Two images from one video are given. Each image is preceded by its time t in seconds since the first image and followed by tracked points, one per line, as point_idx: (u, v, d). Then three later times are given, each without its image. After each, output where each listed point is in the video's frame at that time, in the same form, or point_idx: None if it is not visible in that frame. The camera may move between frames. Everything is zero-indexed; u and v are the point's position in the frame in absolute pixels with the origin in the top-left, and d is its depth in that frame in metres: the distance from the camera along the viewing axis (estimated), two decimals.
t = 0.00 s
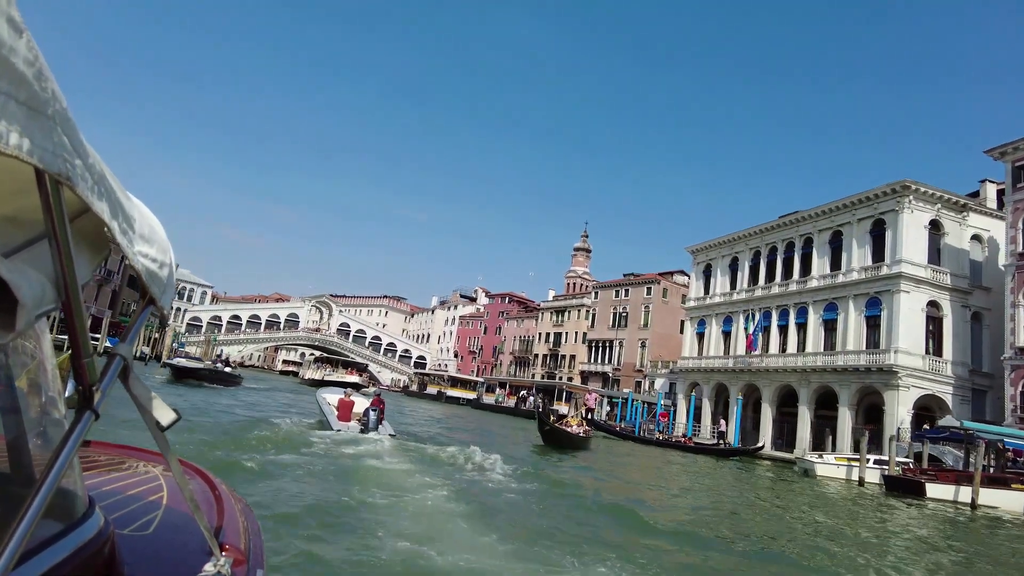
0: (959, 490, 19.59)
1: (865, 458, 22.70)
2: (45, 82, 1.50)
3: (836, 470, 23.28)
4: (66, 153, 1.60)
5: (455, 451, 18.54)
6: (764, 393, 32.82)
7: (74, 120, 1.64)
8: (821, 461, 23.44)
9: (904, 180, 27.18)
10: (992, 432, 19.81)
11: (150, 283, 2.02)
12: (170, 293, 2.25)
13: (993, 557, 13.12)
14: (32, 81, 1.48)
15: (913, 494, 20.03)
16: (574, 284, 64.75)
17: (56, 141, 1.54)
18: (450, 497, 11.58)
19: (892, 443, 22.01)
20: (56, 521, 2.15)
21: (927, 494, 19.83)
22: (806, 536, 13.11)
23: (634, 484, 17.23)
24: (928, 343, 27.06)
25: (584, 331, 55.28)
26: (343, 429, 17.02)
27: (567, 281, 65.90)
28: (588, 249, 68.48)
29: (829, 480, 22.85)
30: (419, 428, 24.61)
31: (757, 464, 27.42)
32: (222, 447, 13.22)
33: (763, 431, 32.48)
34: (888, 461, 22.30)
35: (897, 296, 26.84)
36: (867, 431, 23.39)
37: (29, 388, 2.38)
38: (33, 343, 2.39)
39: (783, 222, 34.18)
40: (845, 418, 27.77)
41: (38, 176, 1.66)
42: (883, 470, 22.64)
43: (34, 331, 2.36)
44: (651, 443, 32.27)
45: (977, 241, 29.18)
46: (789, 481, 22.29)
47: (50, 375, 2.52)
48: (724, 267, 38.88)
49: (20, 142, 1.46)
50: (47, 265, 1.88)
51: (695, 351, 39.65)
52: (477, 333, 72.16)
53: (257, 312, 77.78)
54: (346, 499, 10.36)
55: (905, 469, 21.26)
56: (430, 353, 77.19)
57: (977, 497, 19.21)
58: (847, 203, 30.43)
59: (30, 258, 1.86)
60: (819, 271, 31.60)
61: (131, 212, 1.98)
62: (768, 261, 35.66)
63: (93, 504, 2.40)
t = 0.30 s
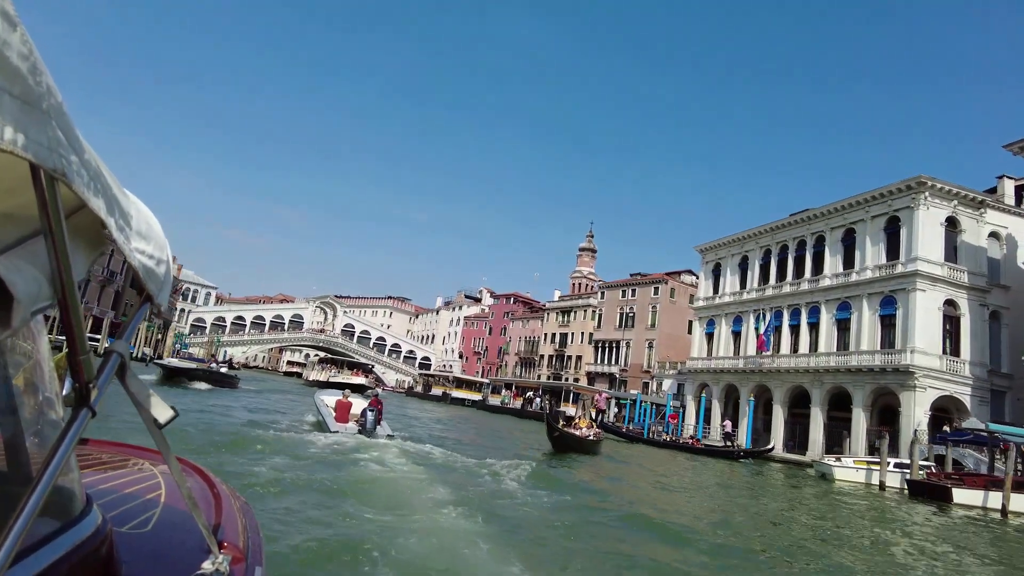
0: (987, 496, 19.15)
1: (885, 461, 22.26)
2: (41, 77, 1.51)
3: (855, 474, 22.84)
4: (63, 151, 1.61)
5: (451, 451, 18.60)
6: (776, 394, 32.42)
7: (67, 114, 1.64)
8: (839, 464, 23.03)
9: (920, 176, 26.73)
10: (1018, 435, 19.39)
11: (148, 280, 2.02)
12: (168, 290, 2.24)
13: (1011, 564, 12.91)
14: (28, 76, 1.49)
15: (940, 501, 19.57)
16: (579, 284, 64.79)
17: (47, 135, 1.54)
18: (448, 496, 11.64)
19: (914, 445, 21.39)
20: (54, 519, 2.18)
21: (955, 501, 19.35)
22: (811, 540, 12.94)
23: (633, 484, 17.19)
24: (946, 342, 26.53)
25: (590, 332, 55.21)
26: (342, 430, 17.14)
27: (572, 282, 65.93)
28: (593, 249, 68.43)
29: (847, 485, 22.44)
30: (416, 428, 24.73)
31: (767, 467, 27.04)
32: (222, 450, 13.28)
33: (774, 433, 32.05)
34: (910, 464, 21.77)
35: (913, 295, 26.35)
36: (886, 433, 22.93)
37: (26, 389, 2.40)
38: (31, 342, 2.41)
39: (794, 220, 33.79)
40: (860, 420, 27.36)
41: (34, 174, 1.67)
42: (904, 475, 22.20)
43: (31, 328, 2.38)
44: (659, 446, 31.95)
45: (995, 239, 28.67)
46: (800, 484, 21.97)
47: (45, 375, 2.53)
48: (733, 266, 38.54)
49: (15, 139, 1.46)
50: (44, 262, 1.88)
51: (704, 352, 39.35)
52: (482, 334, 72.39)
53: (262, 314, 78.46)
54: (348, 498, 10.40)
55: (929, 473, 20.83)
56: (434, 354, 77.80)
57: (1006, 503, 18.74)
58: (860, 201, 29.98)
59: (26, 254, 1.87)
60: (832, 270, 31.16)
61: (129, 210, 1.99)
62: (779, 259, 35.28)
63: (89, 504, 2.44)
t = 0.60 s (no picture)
0: (1016, 502, 18.63)
1: (906, 465, 21.80)
2: (45, 80, 1.49)
3: (875, 478, 22.42)
4: (69, 155, 1.61)
5: (449, 452, 18.66)
6: (787, 396, 31.94)
7: (73, 116, 1.64)
8: (859, 468, 22.62)
9: (937, 172, 26.18)
10: None
11: (151, 281, 2.04)
12: (171, 292, 2.26)
13: None
14: (34, 80, 1.48)
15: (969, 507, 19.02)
16: (585, 284, 64.71)
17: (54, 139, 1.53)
18: (452, 500, 11.73)
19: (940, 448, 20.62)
20: (58, 522, 2.22)
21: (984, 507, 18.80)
22: (814, 543, 12.81)
23: (632, 487, 17.15)
24: (964, 343, 26.01)
25: (596, 333, 55.05)
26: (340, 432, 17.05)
27: (578, 282, 65.85)
28: (598, 249, 68.33)
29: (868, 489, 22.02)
30: (412, 430, 24.84)
31: (778, 470, 26.67)
32: (223, 451, 13.36)
33: (786, 435, 31.57)
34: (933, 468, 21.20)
35: (930, 294, 25.83)
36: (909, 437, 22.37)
37: (29, 390, 2.44)
38: (32, 345, 2.45)
39: (805, 218, 33.38)
40: (875, 421, 26.80)
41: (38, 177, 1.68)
42: (927, 479, 21.64)
43: (33, 331, 2.42)
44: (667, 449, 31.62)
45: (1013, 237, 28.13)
46: (816, 488, 21.64)
47: (48, 374, 2.58)
48: (743, 266, 38.17)
49: (23, 144, 1.46)
50: (49, 266, 1.91)
51: (713, 353, 39.01)
52: (487, 335, 72.54)
53: (266, 315, 79.09)
54: (351, 502, 10.44)
55: (954, 478, 20.39)
56: (439, 355, 78.20)
57: None
58: (874, 198, 29.52)
59: (31, 258, 1.89)
60: (845, 269, 30.69)
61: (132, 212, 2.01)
62: (790, 259, 34.87)
63: (92, 505, 2.47)
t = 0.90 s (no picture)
0: None
1: (931, 470, 21.27)
2: (46, 83, 1.51)
3: (898, 483, 22.01)
4: (70, 156, 1.63)
5: (447, 453, 18.70)
6: (800, 397, 31.43)
7: (72, 117, 1.65)
8: (881, 472, 22.21)
9: (955, 168, 25.63)
10: None
11: (150, 281, 2.06)
12: (171, 290, 2.28)
13: None
14: (33, 80, 1.49)
15: (999, 514, 18.51)
16: (591, 285, 64.50)
17: (53, 139, 1.54)
18: (459, 503, 11.78)
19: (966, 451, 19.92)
20: (57, 522, 2.25)
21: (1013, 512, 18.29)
22: (824, 550, 12.73)
23: (630, 491, 17.07)
24: (983, 343, 25.45)
25: (603, 334, 54.78)
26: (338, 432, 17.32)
27: (584, 283, 65.67)
28: (605, 250, 68.05)
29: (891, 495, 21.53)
30: (409, 431, 24.91)
31: (791, 475, 26.27)
32: (224, 454, 13.42)
33: (799, 438, 31.11)
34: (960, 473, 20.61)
35: (948, 292, 25.26)
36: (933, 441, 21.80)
37: (27, 391, 2.48)
38: (31, 347, 2.48)
39: (818, 216, 32.90)
40: (891, 423, 26.30)
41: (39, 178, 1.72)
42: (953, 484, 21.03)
43: (33, 332, 2.47)
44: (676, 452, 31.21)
45: None
46: (837, 494, 21.27)
47: (48, 374, 2.62)
48: (753, 265, 37.76)
49: (22, 146, 1.48)
50: (47, 266, 1.95)
51: (723, 354, 38.61)
52: (493, 336, 72.59)
53: (271, 316, 79.84)
54: (353, 506, 10.48)
55: (983, 484, 19.86)
56: (444, 357, 78.50)
57: None
58: (889, 195, 28.98)
59: (31, 257, 1.92)
60: (859, 268, 30.18)
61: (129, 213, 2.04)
62: (802, 258, 34.39)
63: (92, 506, 2.50)
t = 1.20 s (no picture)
0: None
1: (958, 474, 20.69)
2: (47, 82, 1.54)
3: (925, 488, 21.36)
4: (69, 156, 1.66)
5: (446, 454, 18.73)
6: (814, 399, 30.92)
7: (73, 116, 1.68)
8: (907, 476, 21.58)
9: (975, 163, 25.10)
10: None
11: (150, 281, 2.10)
12: (171, 290, 2.32)
13: None
14: (34, 80, 1.52)
15: None
16: (598, 285, 64.30)
17: (52, 139, 1.57)
18: (466, 505, 11.82)
19: (999, 457, 19.17)
20: (57, 524, 2.27)
21: None
22: (836, 551, 12.78)
23: (632, 493, 17.00)
24: (1005, 343, 24.85)
25: (611, 334, 54.49)
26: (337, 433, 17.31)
27: (592, 283, 65.49)
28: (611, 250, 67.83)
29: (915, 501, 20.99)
30: (406, 431, 24.96)
31: (805, 478, 25.76)
32: (227, 456, 13.46)
33: (813, 441, 30.57)
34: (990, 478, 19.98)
35: (969, 292, 24.71)
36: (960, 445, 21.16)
37: (27, 393, 2.51)
38: (30, 349, 2.51)
39: (832, 214, 32.43)
40: (909, 426, 25.75)
41: (39, 178, 1.76)
42: (981, 490, 20.46)
43: (32, 334, 2.50)
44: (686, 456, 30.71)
45: None
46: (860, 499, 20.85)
47: (47, 375, 2.65)
48: (765, 264, 37.34)
49: (24, 146, 1.51)
50: (47, 266, 1.98)
51: (734, 354, 38.18)
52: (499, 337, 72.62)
53: (277, 317, 80.29)
54: (354, 508, 10.48)
55: (1014, 490, 19.26)
56: (450, 358, 78.76)
57: None
58: (906, 191, 28.45)
59: (31, 258, 1.96)
60: (875, 266, 29.67)
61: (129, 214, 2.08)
62: (816, 256, 33.91)
63: (91, 508, 2.53)
